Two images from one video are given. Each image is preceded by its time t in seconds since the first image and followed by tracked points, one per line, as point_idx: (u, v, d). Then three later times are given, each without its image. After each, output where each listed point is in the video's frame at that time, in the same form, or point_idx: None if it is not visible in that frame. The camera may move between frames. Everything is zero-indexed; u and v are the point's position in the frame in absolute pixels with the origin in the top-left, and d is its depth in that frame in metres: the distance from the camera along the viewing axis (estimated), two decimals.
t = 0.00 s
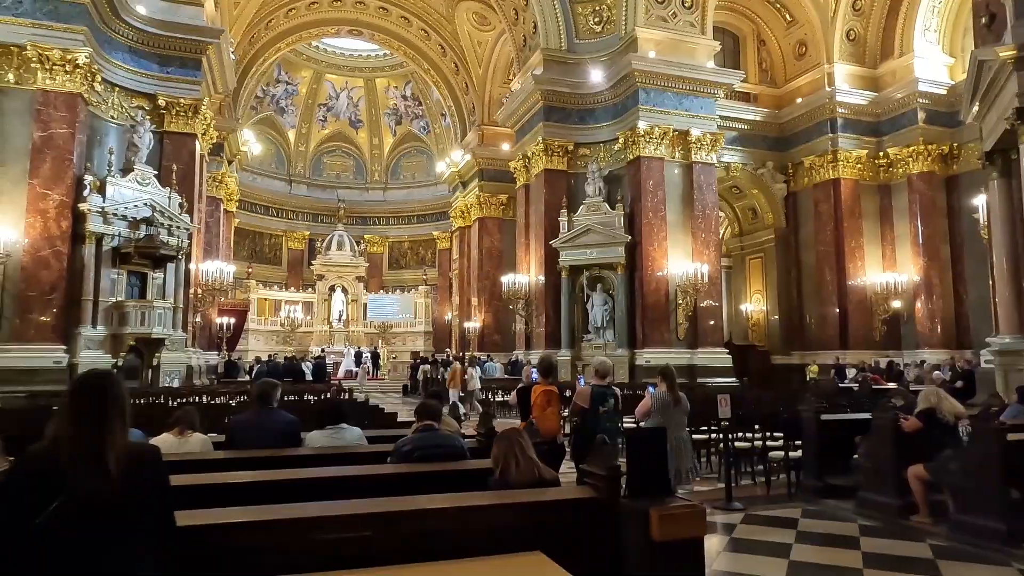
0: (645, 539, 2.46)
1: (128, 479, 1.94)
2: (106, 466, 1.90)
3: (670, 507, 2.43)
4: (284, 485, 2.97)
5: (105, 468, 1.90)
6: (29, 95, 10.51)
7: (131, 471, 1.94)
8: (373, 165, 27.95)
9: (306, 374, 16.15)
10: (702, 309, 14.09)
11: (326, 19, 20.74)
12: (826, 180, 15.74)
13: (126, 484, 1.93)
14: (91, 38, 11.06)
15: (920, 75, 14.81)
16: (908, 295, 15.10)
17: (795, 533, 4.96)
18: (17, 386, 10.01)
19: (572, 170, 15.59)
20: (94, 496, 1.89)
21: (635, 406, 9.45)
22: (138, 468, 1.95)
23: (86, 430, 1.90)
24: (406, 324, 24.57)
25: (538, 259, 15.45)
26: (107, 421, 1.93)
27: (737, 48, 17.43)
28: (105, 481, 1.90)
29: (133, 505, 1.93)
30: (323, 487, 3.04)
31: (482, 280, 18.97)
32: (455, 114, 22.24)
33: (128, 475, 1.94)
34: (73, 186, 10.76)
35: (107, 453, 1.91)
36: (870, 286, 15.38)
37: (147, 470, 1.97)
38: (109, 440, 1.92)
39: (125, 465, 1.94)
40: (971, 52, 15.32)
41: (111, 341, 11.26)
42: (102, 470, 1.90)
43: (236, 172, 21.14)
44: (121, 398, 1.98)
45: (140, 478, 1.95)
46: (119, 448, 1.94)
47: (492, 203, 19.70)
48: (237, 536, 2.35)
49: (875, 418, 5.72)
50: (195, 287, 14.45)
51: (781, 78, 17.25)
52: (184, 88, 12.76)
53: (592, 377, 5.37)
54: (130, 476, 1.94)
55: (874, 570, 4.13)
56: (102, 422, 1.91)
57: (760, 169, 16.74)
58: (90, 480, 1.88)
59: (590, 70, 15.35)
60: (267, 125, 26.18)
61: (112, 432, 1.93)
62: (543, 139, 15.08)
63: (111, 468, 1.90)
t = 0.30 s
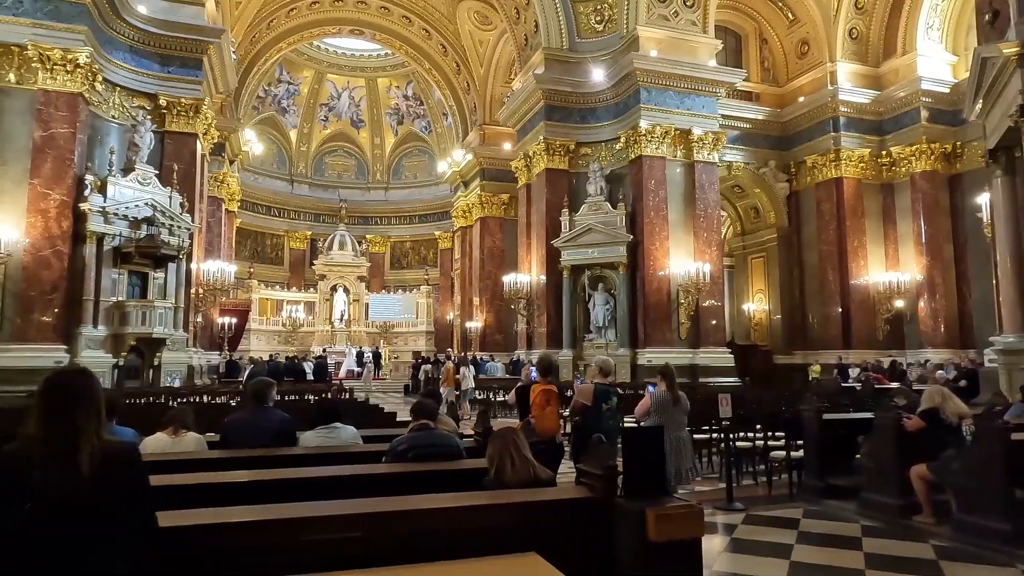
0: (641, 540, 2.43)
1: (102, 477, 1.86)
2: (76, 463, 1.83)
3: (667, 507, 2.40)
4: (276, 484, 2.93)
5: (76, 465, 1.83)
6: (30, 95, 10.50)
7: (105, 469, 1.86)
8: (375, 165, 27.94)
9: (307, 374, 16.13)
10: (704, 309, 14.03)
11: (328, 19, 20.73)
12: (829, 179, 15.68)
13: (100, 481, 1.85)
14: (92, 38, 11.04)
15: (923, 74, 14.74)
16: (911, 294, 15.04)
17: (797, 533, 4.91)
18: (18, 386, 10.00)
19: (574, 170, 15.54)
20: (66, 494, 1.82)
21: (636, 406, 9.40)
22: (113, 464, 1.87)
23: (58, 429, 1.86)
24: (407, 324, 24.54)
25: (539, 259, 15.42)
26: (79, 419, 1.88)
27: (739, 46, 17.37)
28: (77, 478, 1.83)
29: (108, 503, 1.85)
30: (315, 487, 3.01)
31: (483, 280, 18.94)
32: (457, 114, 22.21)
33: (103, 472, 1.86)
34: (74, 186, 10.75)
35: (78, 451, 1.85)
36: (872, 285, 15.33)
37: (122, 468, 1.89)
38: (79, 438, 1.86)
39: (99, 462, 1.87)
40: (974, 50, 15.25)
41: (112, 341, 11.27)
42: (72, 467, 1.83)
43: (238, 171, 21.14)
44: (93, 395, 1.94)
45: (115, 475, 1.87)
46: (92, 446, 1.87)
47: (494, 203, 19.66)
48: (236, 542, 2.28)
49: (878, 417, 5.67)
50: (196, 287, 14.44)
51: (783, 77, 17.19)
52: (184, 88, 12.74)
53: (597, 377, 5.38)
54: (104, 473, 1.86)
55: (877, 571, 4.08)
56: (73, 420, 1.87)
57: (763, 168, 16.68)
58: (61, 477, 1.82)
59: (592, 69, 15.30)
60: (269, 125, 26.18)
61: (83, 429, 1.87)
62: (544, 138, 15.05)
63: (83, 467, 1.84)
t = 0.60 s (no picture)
0: (644, 545, 2.37)
1: (89, 475, 1.83)
2: (63, 464, 1.78)
3: (671, 512, 2.34)
4: (271, 486, 2.91)
5: (63, 465, 1.78)
6: (37, 94, 10.54)
7: (91, 469, 1.83)
8: (381, 164, 27.94)
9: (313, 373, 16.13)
10: (711, 308, 13.94)
11: (334, 17, 20.70)
12: (837, 178, 15.55)
13: (87, 480, 1.82)
14: (99, 37, 11.04)
15: (933, 71, 14.59)
16: (921, 294, 14.89)
17: (805, 536, 4.84)
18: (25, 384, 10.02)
19: (580, 168, 15.46)
20: (53, 494, 1.77)
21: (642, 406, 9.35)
22: (100, 463, 1.85)
23: (39, 430, 1.79)
24: (413, 323, 24.54)
25: (545, 258, 15.36)
26: (61, 419, 1.82)
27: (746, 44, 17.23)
28: (64, 477, 1.78)
29: (96, 503, 1.83)
30: (312, 489, 2.96)
31: (489, 279, 18.90)
32: (463, 113, 22.16)
33: (89, 471, 1.83)
34: (80, 185, 10.75)
35: (64, 450, 1.80)
36: (881, 285, 15.21)
37: (109, 467, 1.86)
38: (64, 437, 1.81)
39: (86, 461, 1.84)
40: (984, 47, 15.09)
41: (118, 340, 11.29)
42: (58, 468, 1.78)
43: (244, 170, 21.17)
44: (78, 394, 1.88)
45: (102, 474, 1.85)
46: (78, 445, 1.84)
47: (500, 202, 19.62)
48: (226, 549, 2.24)
49: (888, 418, 5.59)
50: (202, 286, 14.45)
51: (791, 75, 17.06)
52: (190, 87, 12.73)
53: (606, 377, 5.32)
54: (92, 472, 1.84)
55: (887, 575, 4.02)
56: (57, 420, 1.81)
57: (770, 167, 16.59)
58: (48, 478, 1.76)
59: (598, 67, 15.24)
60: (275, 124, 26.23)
61: (67, 429, 1.82)
62: (550, 137, 14.99)
63: (68, 469, 1.79)
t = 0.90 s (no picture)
0: (653, 550, 2.33)
1: (84, 473, 1.83)
2: (54, 465, 1.78)
3: (681, 517, 2.29)
4: (278, 486, 2.90)
5: (56, 464, 1.78)
6: (54, 97, 10.65)
7: (84, 468, 1.82)
8: (394, 165, 27.99)
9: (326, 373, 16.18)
10: (726, 307, 13.82)
11: (347, 19, 20.76)
12: (854, 175, 15.36)
13: (81, 478, 1.82)
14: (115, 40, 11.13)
15: (951, 67, 14.35)
16: (939, 292, 14.67)
17: (820, 539, 4.77)
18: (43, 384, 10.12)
19: (592, 167, 15.39)
20: (48, 493, 1.76)
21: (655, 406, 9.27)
22: (93, 461, 1.85)
23: (28, 430, 1.79)
24: (426, 323, 24.57)
25: (558, 258, 15.29)
26: (50, 419, 1.82)
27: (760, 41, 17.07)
28: (56, 476, 1.78)
29: (92, 499, 1.81)
30: (318, 490, 2.94)
31: (502, 279, 18.87)
32: (475, 113, 22.14)
33: (83, 470, 1.83)
34: (96, 186, 10.84)
35: (55, 449, 1.79)
36: (899, 284, 15.00)
37: (102, 465, 1.85)
38: (55, 437, 1.81)
39: (79, 460, 1.84)
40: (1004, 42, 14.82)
41: (134, 340, 11.38)
42: (50, 466, 1.77)
43: (258, 172, 21.30)
44: (68, 393, 1.88)
45: (95, 473, 1.84)
46: (70, 444, 1.84)
47: (512, 201, 19.58)
48: (227, 550, 2.20)
49: (905, 419, 5.49)
50: (217, 286, 14.53)
51: (806, 72, 16.89)
52: (204, 89, 12.80)
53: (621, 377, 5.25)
54: (85, 470, 1.83)
55: None
56: (46, 420, 1.81)
57: (786, 165, 16.44)
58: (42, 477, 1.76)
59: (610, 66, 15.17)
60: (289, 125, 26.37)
61: (58, 429, 1.82)
62: (562, 136, 14.93)
63: (60, 468, 1.78)
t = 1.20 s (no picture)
0: (663, 553, 2.29)
1: (86, 473, 1.85)
2: (56, 466, 1.80)
3: (693, 519, 2.25)
4: (288, 484, 2.89)
5: (59, 464, 1.80)
6: (78, 100, 10.81)
7: (85, 469, 1.84)
8: (412, 164, 28.07)
9: (345, 372, 16.26)
10: (745, 306, 13.69)
11: (364, 19, 20.85)
12: (876, 171, 15.12)
13: (83, 478, 1.84)
14: (136, 43, 11.27)
15: (977, 60, 14.04)
16: (965, 290, 14.39)
17: (840, 542, 4.67)
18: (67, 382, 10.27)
19: (610, 165, 15.28)
20: (50, 493, 1.79)
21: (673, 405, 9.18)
22: (96, 461, 1.86)
23: (29, 430, 1.80)
24: (444, 322, 24.63)
25: (575, 257, 15.22)
26: (53, 419, 1.82)
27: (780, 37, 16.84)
28: (58, 477, 1.80)
29: (93, 500, 1.84)
30: (326, 489, 2.93)
31: (519, 278, 18.83)
32: (492, 112, 22.12)
33: (85, 470, 1.85)
34: (118, 188, 10.99)
35: (57, 449, 1.81)
36: (923, 281, 14.74)
37: (103, 466, 1.87)
38: (57, 437, 1.82)
39: (83, 460, 1.85)
40: None
41: (156, 339, 11.52)
42: (53, 467, 1.79)
43: (277, 172, 21.48)
44: (70, 391, 1.89)
45: (96, 473, 1.86)
46: (73, 444, 1.85)
47: (529, 200, 19.54)
48: (228, 549, 2.19)
49: (929, 420, 5.37)
50: (237, 286, 14.65)
51: (828, 67, 16.64)
52: (223, 90, 12.91)
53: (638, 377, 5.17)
54: (89, 470, 1.85)
55: None
56: (48, 420, 1.82)
57: (806, 161, 16.23)
58: (44, 477, 1.78)
59: (628, 63, 15.07)
60: (308, 126, 26.55)
61: (60, 429, 1.83)
62: (580, 135, 14.84)
63: (63, 469, 1.80)
